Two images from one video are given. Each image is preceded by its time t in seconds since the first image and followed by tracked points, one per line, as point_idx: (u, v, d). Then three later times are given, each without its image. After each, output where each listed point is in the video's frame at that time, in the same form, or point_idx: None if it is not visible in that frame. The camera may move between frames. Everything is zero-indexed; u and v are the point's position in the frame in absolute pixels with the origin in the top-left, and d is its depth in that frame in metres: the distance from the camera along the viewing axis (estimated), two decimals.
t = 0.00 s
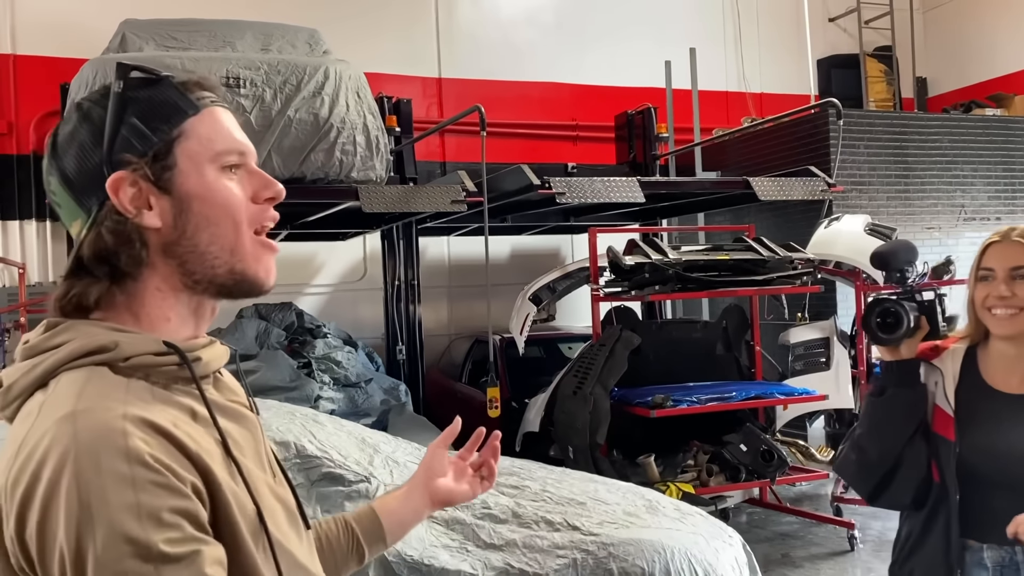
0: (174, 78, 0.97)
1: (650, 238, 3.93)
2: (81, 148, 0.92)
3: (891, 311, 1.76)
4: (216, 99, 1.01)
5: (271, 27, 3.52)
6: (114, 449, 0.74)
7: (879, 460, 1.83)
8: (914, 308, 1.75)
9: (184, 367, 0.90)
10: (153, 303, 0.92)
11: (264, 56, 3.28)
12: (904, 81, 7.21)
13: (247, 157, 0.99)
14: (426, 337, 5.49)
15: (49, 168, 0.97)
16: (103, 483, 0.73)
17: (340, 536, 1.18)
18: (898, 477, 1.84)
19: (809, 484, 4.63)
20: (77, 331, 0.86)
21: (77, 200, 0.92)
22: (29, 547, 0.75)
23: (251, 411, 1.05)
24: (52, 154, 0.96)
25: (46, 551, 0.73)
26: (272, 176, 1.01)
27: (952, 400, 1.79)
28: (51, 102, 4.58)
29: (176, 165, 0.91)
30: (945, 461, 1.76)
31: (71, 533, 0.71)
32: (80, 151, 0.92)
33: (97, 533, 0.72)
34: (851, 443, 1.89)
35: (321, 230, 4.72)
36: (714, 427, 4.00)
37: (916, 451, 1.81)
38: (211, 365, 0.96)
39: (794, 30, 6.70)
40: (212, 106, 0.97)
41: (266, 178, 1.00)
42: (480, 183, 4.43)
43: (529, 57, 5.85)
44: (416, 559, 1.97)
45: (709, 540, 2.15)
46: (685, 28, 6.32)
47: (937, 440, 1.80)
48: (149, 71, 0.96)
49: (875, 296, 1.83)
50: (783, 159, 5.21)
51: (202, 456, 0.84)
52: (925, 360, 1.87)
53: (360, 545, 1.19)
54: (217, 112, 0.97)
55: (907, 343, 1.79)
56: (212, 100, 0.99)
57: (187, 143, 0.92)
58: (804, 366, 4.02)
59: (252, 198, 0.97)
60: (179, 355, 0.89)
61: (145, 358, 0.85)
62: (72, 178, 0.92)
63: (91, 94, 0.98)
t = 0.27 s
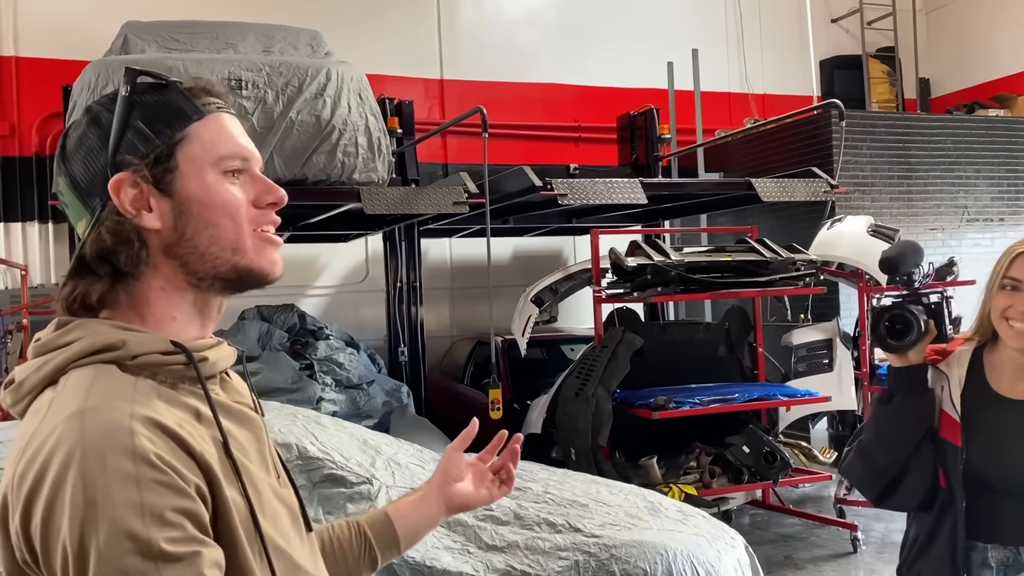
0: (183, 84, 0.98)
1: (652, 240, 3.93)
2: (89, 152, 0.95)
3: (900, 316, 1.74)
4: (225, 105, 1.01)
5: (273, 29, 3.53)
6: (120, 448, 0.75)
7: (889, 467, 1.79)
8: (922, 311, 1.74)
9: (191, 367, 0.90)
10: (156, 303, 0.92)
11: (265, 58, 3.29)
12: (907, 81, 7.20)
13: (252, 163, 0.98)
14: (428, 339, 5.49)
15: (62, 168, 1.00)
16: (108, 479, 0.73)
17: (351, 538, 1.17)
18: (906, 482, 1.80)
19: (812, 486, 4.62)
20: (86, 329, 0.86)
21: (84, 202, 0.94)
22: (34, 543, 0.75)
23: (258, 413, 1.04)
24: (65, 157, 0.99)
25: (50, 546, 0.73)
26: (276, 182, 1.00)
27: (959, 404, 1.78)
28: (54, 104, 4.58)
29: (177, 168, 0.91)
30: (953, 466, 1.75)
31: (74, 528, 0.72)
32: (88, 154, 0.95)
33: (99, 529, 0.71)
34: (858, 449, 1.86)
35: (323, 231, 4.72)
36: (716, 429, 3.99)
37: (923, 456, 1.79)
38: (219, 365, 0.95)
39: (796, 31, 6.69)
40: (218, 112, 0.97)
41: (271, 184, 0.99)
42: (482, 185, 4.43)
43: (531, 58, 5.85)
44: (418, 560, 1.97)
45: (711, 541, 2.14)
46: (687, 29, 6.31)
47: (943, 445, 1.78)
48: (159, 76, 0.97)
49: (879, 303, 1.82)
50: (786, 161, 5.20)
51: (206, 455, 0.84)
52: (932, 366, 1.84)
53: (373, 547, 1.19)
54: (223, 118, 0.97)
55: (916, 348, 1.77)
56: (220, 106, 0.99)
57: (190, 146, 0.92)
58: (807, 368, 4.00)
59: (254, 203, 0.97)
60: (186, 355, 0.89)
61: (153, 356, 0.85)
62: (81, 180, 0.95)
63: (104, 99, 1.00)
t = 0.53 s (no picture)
0: (174, 85, 0.98)
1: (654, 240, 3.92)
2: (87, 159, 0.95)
3: (892, 322, 1.71)
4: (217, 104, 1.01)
5: (274, 30, 3.52)
6: (131, 447, 0.74)
7: (890, 472, 1.76)
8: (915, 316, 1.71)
9: (201, 366, 0.89)
10: (165, 304, 0.91)
11: (267, 59, 3.28)
12: (910, 82, 7.18)
13: (247, 159, 0.98)
14: (430, 340, 5.48)
15: (58, 178, 1.00)
16: (119, 477, 0.72)
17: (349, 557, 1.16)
18: (908, 485, 1.77)
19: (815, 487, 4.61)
20: (97, 329, 0.86)
21: (86, 209, 0.95)
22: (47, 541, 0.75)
23: (268, 411, 1.04)
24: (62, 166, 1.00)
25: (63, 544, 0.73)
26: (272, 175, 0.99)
27: (954, 404, 1.76)
28: (56, 105, 4.58)
29: (175, 168, 0.91)
30: (951, 467, 1.72)
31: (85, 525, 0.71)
32: (86, 161, 0.95)
33: (109, 527, 0.71)
34: (857, 454, 1.82)
35: (325, 232, 4.72)
36: (718, 430, 3.99)
37: (923, 458, 1.76)
38: (229, 363, 0.95)
39: (799, 32, 6.68)
40: (211, 110, 0.97)
41: (267, 178, 0.98)
42: (483, 186, 4.42)
43: (533, 59, 5.84)
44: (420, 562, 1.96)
45: (714, 543, 2.13)
46: (689, 30, 6.31)
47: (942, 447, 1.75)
48: (149, 78, 0.97)
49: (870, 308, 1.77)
50: (788, 161, 5.20)
51: (216, 454, 0.83)
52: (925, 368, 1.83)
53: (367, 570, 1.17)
54: (216, 115, 0.97)
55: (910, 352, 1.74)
56: (211, 105, 0.99)
57: (186, 146, 0.92)
58: (810, 369, 3.99)
59: (252, 198, 0.96)
60: (196, 354, 0.88)
61: (164, 356, 0.85)
62: (81, 188, 0.95)
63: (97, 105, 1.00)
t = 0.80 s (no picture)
0: (182, 87, 0.98)
1: (655, 241, 3.92)
2: (98, 160, 0.97)
3: (866, 319, 1.80)
4: (224, 104, 1.01)
5: (277, 31, 3.53)
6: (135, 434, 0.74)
7: (859, 467, 1.86)
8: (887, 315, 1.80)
9: (204, 364, 0.90)
10: (177, 303, 0.93)
11: (269, 60, 3.29)
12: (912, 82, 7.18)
13: (256, 158, 0.97)
14: (431, 341, 5.48)
15: (71, 181, 1.02)
16: (125, 466, 0.72)
17: None
18: (876, 479, 1.88)
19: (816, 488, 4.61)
20: (104, 329, 0.87)
21: (98, 210, 0.96)
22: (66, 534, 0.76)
23: (274, 408, 1.05)
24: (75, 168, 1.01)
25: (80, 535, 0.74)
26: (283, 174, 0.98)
27: (918, 402, 1.88)
28: (58, 105, 4.59)
29: (187, 169, 0.91)
30: (914, 461, 1.83)
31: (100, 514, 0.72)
32: (97, 163, 0.97)
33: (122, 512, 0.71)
34: (826, 451, 1.92)
35: (326, 232, 4.73)
36: (718, 431, 3.99)
37: (890, 454, 1.86)
38: (235, 360, 0.96)
39: (800, 31, 6.67)
40: (220, 111, 0.97)
41: (276, 177, 0.98)
42: (485, 187, 4.43)
43: (534, 59, 5.85)
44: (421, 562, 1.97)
45: (715, 543, 2.13)
46: (690, 30, 6.31)
47: (906, 442, 1.86)
48: (158, 80, 0.97)
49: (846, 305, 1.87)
50: (789, 162, 5.20)
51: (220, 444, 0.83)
52: (892, 363, 1.95)
53: None
54: (225, 116, 0.97)
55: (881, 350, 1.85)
56: (219, 105, 0.99)
57: (197, 147, 0.92)
58: (811, 370, 3.95)
59: (262, 197, 0.96)
60: (201, 352, 0.89)
61: (168, 354, 0.86)
62: (93, 190, 0.97)
63: (109, 106, 1.01)
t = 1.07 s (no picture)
0: (198, 91, 0.96)
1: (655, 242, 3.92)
2: (105, 158, 0.98)
3: (836, 321, 1.86)
4: (241, 110, 0.99)
5: (277, 30, 3.53)
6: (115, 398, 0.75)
7: (827, 463, 1.94)
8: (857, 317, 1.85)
9: (193, 360, 0.91)
10: (168, 304, 0.95)
11: (270, 59, 3.29)
12: (914, 83, 7.17)
13: (264, 168, 0.94)
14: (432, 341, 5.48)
15: (78, 173, 1.05)
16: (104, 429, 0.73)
17: None
18: (843, 475, 1.97)
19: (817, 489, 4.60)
20: (93, 324, 0.88)
21: (101, 207, 0.99)
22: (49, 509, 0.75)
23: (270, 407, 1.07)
24: (83, 162, 1.04)
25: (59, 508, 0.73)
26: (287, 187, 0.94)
27: (884, 401, 1.96)
28: (58, 105, 4.59)
29: (192, 174, 0.89)
30: (879, 457, 1.92)
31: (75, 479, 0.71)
32: (105, 160, 0.98)
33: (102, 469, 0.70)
34: (798, 448, 2.00)
35: (326, 233, 4.73)
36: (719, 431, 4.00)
37: (857, 452, 1.94)
38: (224, 359, 0.97)
39: (801, 32, 6.66)
40: (232, 118, 0.94)
41: (284, 189, 0.93)
42: (485, 187, 4.43)
43: (535, 60, 5.85)
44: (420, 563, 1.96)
45: (715, 545, 2.12)
46: (691, 31, 6.30)
47: (873, 440, 1.94)
48: (173, 83, 0.96)
49: (816, 305, 1.91)
50: (790, 163, 5.19)
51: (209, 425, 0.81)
52: (863, 365, 2.03)
53: None
54: (237, 124, 0.94)
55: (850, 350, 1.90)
56: (233, 112, 0.96)
57: (203, 154, 0.90)
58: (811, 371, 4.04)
59: (264, 208, 0.92)
60: (189, 347, 0.90)
61: (156, 349, 0.87)
62: (98, 186, 0.99)
63: (123, 102, 1.01)
